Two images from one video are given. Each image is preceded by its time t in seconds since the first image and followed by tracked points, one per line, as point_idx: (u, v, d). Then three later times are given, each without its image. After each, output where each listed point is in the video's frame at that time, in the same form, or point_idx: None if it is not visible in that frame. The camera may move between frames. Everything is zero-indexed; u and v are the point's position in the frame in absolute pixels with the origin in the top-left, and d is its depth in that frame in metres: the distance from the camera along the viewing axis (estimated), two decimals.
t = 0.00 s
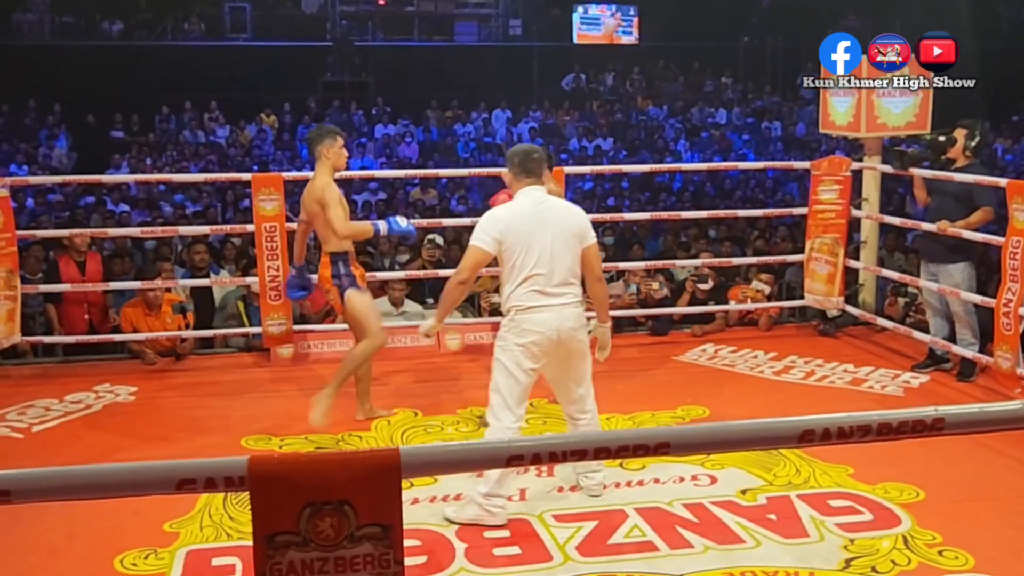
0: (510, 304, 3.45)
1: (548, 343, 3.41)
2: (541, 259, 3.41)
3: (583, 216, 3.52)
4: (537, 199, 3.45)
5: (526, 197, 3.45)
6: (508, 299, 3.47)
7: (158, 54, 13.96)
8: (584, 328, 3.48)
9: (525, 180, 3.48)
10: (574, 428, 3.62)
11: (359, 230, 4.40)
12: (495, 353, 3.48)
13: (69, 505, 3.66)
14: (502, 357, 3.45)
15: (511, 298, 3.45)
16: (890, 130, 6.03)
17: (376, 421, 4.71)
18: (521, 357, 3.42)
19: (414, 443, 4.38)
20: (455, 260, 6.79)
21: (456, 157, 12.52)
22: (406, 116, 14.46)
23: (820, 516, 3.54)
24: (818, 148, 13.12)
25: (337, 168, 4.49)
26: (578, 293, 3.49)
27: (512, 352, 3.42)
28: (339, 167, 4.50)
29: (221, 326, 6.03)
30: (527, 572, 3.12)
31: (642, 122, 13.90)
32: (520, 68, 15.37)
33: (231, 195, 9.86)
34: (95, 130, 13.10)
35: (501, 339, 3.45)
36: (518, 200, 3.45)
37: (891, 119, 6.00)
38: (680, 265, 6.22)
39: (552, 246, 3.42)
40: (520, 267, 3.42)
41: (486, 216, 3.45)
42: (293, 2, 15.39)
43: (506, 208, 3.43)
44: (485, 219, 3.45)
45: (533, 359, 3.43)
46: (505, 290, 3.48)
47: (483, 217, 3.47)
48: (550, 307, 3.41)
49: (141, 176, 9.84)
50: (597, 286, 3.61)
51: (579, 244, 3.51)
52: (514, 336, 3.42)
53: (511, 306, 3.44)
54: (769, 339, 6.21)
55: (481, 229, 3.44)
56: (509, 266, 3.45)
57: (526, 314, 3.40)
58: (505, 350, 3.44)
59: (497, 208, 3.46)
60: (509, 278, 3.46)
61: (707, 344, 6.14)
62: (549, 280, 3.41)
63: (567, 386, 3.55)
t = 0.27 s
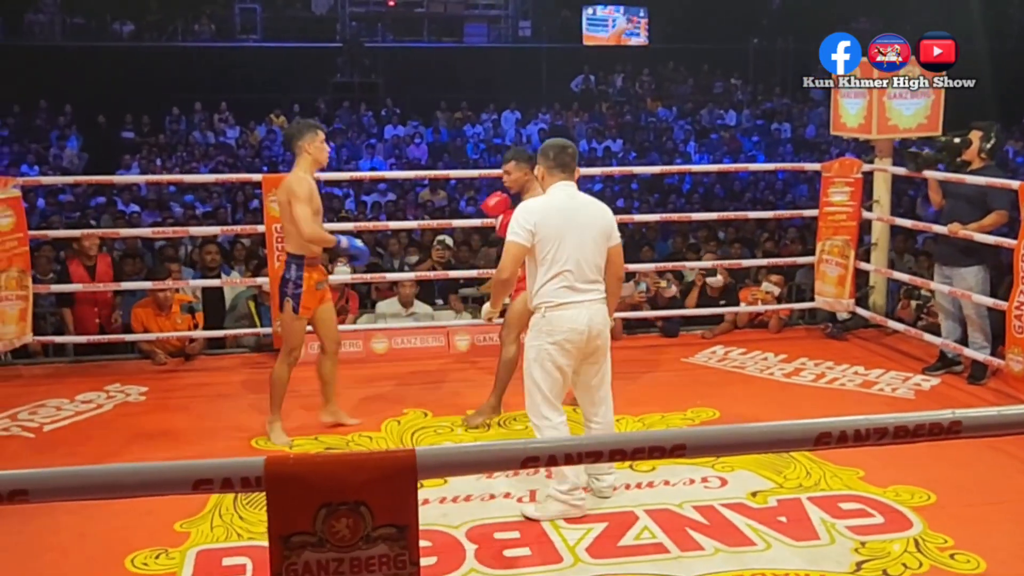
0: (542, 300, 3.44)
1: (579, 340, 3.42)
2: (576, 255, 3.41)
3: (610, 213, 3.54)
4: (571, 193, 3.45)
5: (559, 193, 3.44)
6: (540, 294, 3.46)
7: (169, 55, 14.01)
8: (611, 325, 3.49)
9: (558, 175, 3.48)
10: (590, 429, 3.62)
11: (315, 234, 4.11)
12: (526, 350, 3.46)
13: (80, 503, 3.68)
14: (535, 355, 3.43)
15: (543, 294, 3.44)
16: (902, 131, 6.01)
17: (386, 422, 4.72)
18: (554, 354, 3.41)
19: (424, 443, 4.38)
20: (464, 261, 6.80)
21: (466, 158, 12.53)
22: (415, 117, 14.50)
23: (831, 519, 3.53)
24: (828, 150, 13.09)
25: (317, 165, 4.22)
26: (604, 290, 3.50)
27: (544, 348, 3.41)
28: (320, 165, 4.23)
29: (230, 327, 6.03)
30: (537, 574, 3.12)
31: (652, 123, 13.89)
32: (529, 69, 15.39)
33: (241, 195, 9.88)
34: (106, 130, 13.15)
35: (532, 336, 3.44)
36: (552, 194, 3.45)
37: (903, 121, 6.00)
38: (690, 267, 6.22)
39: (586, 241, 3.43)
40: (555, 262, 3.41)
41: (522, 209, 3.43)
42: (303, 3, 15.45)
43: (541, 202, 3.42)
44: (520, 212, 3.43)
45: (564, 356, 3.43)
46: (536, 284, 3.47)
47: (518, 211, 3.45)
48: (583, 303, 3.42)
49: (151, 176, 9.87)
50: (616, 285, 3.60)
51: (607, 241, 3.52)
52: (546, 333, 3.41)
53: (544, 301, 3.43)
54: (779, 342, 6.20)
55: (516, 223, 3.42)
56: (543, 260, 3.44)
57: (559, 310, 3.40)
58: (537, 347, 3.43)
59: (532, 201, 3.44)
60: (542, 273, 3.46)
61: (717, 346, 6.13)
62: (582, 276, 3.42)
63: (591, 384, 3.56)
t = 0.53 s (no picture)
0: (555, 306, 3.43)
1: (592, 345, 3.44)
2: (589, 260, 3.41)
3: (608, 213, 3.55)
4: (578, 198, 3.44)
5: (568, 198, 3.41)
6: (552, 301, 3.43)
7: (181, 57, 14.08)
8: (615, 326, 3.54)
9: (563, 178, 3.46)
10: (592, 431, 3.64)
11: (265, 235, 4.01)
12: (540, 358, 3.44)
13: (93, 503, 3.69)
14: (553, 363, 3.42)
15: (556, 301, 3.42)
16: (915, 134, 6.01)
17: (398, 423, 4.73)
18: (570, 360, 3.43)
19: (436, 445, 4.39)
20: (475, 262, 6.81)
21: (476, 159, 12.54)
22: (426, 118, 14.53)
23: (843, 522, 3.52)
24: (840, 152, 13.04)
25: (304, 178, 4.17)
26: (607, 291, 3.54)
27: (560, 356, 3.41)
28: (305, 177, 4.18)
29: (241, 328, 6.05)
30: None
31: (662, 125, 13.89)
32: (540, 70, 15.40)
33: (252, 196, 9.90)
34: (118, 131, 13.21)
35: (548, 344, 3.43)
36: (562, 199, 3.41)
37: (915, 123, 5.99)
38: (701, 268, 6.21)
39: (596, 246, 3.43)
40: (569, 270, 3.39)
41: (538, 216, 3.35)
42: (315, 5, 15.52)
43: (555, 209, 3.36)
44: (535, 220, 3.35)
45: (578, 362, 3.45)
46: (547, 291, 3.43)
47: (534, 220, 3.36)
48: (594, 308, 3.44)
49: (163, 177, 9.90)
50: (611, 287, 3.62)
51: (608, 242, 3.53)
52: (563, 341, 3.41)
53: (558, 309, 3.42)
54: (791, 344, 6.19)
55: (535, 231, 3.33)
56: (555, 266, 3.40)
57: (576, 318, 3.41)
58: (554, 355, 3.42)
59: (545, 207, 3.37)
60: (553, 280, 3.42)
61: (728, 348, 6.12)
62: (594, 282, 3.43)
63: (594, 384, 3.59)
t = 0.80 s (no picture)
0: (564, 310, 3.41)
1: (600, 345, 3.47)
2: (594, 261, 3.41)
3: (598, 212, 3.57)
4: (576, 199, 3.43)
5: (569, 200, 3.40)
6: (560, 305, 3.41)
7: (194, 58, 14.13)
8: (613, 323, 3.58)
9: (558, 180, 3.45)
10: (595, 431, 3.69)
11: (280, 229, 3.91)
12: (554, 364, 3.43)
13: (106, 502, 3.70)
14: (567, 367, 3.42)
15: (564, 305, 3.41)
16: (929, 135, 5.99)
17: (411, 423, 4.73)
18: (583, 362, 3.44)
19: (449, 445, 4.39)
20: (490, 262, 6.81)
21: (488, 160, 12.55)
22: (437, 119, 14.56)
23: (857, 525, 3.51)
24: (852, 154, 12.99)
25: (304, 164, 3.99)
26: (605, 288, 3.57)
27: (574, 360, 3.41)
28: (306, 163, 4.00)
29: (254, 328, 6.06)
30: None
31: (674, 126, 13.88)
32: (552, 71, 15.40)
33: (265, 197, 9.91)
34: (131, 132, 13.26)
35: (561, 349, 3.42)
36: (563, 201, 3.39)
37: (929, 124, 5.97)
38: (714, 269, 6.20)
39: (598, 247, 3.43)
40: (576, 272, 3.38)
41: (545, 223, 3.31)
42: (327, 6, 15.59)
43: (560, 213, 3.34)
44: (542, 226, 3.31)
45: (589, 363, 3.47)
46: (554, 296, 3.41)
47: (538, 225, 3.32)
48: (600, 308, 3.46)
49: (176, 177, 9.93)
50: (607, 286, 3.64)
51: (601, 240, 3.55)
52: (576, 344, 3.41)
53: (568, 312, 3.41)
54: (804, 346, 6.17)
55: (543, 238, 3.29)
56: (561, 271, 3.38)
57: (585, 320, 3.42)
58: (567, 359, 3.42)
59: (549, 213, 3.34)
60: (560, 285, 3.40)
61: (741, 350, 6.11)
62: (597, 282, 3.44)
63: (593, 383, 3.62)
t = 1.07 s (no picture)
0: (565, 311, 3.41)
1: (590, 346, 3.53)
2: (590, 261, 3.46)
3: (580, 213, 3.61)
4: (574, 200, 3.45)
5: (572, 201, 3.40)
6: (561, 306, 3.40)
7: (205, 57, 14.16)
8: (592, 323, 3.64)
9: (557, 181, 3.46)
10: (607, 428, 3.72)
11: (307, 258, 3.89)
12: (554, 365, 3.42)
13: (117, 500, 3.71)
14: (567, 367, 3.44)
15: (566, 306, 3.41)
16: (941, 136, 5.97)
17: (421, 423, 4.74)
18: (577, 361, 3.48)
19: (459, 445, 4.39)
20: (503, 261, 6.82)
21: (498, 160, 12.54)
22: (448, 119, 14.57)
23: (868, 526, 3.50)
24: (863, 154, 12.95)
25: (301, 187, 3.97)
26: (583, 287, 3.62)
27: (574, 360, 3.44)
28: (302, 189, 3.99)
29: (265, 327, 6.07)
30: None
31: (684, 126, 13.87)
32: (562, 71, 15.40)
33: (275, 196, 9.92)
34: (142, 131, 13.28)
35: (563, 349, 3.42)
36: (568, 201, 3.39)
37: (942, 125, 5.94)
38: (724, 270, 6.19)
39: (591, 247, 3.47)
40: (578, 273, 3.41)
41: (562, 223, 3.29)
42: (338, 6, 15.63)
43: (572, 214, 3.33)
44: (559, 227, 3.28)
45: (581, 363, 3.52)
46: (558, 297, 3.39)
47: (554, 226, 3.28)
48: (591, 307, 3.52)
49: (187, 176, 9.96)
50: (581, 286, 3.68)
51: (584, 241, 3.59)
52: (577, 346, 3.46)
53: (570, 313, 3.42)
54: (815, 346, 6.16)
55: (561, 240, 3.27)
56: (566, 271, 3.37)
57: (582, 321, 3.46)
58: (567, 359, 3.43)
59: (561, 213, 3.32)
60: (564, 285, 3.38)
61: (751, 350, 6.10)
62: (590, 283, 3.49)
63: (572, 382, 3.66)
